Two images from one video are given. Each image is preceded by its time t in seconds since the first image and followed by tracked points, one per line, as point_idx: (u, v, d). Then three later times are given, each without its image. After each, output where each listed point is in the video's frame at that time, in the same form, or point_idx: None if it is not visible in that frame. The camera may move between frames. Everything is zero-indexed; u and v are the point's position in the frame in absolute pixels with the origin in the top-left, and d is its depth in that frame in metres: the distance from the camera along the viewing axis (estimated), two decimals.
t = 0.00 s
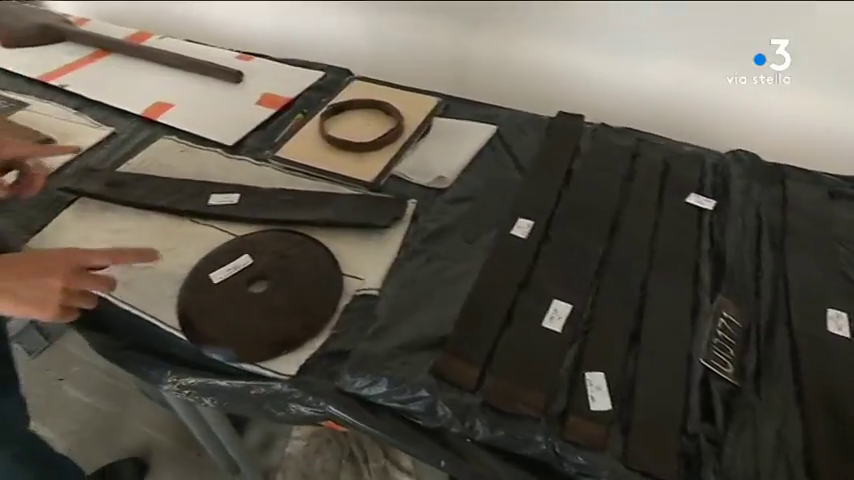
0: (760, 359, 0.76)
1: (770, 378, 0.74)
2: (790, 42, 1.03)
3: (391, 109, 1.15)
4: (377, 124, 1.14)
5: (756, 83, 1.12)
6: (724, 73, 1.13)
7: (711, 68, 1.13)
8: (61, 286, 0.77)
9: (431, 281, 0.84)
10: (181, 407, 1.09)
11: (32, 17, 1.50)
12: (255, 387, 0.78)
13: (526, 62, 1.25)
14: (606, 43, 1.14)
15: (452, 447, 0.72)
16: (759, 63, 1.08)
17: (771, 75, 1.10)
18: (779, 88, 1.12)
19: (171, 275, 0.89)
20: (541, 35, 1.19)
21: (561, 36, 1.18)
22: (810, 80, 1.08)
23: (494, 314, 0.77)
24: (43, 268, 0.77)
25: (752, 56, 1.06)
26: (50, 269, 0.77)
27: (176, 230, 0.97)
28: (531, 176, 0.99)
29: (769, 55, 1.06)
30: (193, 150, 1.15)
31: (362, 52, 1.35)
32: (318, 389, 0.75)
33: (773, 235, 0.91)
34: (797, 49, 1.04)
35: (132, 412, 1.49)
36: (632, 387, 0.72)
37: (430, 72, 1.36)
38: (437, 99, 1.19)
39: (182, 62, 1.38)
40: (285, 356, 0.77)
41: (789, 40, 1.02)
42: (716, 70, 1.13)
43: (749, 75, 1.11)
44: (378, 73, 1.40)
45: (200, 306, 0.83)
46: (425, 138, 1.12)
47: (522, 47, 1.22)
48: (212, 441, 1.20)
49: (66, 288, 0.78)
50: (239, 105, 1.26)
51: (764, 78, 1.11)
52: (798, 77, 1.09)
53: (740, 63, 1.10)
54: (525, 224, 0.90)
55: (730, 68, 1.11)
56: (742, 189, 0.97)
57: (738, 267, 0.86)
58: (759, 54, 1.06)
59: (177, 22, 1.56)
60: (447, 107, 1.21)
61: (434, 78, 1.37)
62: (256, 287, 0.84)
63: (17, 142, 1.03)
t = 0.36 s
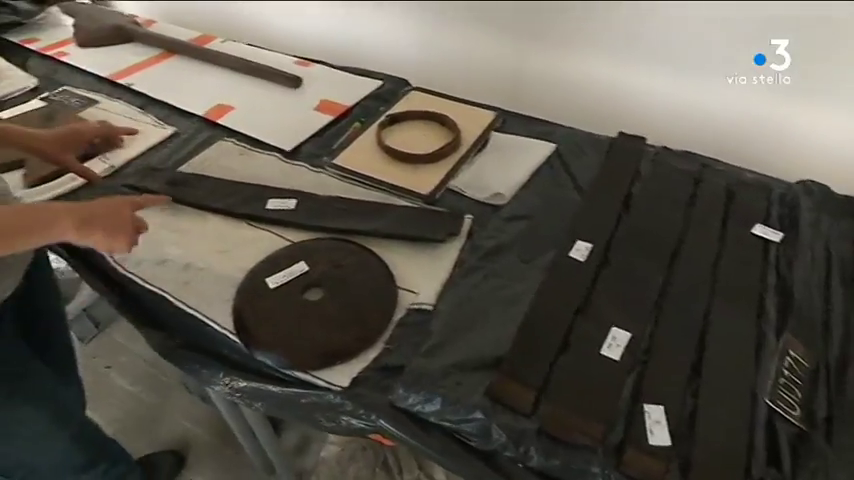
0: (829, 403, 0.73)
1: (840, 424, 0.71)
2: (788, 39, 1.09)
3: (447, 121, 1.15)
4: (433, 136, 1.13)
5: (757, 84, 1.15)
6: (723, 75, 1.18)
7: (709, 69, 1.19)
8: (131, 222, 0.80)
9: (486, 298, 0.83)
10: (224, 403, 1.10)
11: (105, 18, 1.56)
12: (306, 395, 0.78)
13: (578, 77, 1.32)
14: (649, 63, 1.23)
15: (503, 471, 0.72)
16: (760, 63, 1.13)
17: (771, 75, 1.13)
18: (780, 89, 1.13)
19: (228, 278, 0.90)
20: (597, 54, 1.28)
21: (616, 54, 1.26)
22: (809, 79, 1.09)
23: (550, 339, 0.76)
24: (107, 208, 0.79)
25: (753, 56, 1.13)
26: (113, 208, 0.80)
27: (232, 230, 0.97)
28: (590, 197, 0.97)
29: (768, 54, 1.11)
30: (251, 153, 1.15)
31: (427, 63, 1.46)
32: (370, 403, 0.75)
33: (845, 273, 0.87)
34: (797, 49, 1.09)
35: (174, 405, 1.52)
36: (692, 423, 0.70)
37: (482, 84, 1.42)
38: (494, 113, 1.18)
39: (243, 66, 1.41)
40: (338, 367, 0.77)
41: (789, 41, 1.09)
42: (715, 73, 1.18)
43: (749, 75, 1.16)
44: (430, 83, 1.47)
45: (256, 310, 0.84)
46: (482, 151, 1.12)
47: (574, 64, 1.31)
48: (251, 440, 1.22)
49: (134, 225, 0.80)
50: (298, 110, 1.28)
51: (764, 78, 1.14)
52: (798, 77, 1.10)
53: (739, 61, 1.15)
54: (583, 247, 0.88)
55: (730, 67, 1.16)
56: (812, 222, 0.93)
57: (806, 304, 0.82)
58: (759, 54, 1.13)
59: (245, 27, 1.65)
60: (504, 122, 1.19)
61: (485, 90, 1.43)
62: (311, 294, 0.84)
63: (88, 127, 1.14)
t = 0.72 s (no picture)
0: None
1: None
2: (787, 39, 1.15)
3: (496, 143, 1.16)
4: (482, 158, 1.14)
5: (757, 84, 1.20)
6: (724, 77, 1.23)
7: (709, 69, 1.24)
8: (197, 210, 0.89)
9: (532, 325, 0.84)
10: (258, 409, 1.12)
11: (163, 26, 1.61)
12: (348, 411, 0.79)
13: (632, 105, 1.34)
14: (688, 80, 1.26)
15: None
16: (759, 64, 1.20)
17: (771, 75, 1.18)
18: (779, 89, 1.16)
19: (274, 288, 0.91)
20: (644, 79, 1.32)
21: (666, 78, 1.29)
22: (807, 77, 1.12)
23: (597, 372, 0.76)
24: (176, 195, 0.87)
25: (753, 55, 1.20)
26: (183, 197, 0.88)
27: (280, 240, 0.99)
28: (639, 226, 0.96)
29: (769, 54, 1.18)
30: (300, 165, 1.17)
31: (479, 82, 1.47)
32: (413, 425, 0.76)
33: None
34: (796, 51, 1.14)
35: (206, 406, 1.54)
36: (742, 468, 0.68)
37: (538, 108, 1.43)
38: (543, 137, 1.18)
39: (295, 79, 1.43)
40: (382, 385, 0.78)
41: (787, 40, 1.15)
42: (716, 75, 1.24)
43: (749, 75, 1.21)
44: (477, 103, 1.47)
45: (302, 322, 0.84)
46: (530, 175, 1.11)
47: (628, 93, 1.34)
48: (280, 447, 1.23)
49: (200, 213, 0.89)
50: (347, 124, 1.29)
51: (764, 78, 1.19)
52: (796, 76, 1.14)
53: (741, 62, 1.22)
54: (631, 278, 0.87)
55: (731, 66, 1.22)
56: None
57: None
58: (760, 55, 1.19)
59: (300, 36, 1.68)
60: (553, 146, 1.19)
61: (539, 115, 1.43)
62: (357, 309, 0.85)
63: (193, 154, 1.07)
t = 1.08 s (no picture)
0: None
1: None
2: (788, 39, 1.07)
3: (544, 171, 1.15)
4: (530, 186, 1.14)
5: (756, 83, 1.15)
6: (724, 74, 1.17)
7: (708, 72, 1.18)
8: (259, 213, 0.93)
9: (576, 361, 0.83)
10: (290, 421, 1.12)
11: (221, 37, 1.66)
12: (387, 434, 0.79)
13: (674, 138, 1.30)
14: (707, 92, 1.20)
15: None
16: (759, 63, 1.12)
17: (771, 75, 1.12)
18: (781, 90, 1.12)
19: (320, 305, 0.92)
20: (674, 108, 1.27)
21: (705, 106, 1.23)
22: (810, 78, 1.08)
23: (641, 415, 0.75)
24: (242, 196, 0.91)
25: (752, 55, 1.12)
26: (247, 198, 0.92)
27: (327, 258, 0.99)
28: (689, 266, 0.94)
29: (768, 54, 1.10)
30: (349, 182, 1.18)
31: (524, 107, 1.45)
32: (453, 454, 0.76)
33: None
34: (797, 49, 1.08)
35: (237, 412, 1.56)
36: None
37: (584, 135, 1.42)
38: (592, 167, 1.17)
39: (346, 95, 1.45)
40: (423, 411, 0.78)
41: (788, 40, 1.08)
42: (716, 72, 1.18)
43: (749, 75, 1.15)
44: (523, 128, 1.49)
45: (344, 342, 0.85)
46: (578, 205, 1.10)
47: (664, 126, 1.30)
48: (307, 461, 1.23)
49: (263, 216, 0.93)
50: (397, 144, 1.31)
51: (764, 78, 1.13)
52: (798, 77, 1.09)
53: (740, 59, 1.14)
54: (679, 319, 0.85)
55: (730, 66, 1.16)
56: None
57: None
58: (758, 54, 1.11)
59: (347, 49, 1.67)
60: (602, 178, 1.18)
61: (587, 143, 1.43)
62: (400, 333, 0.85)
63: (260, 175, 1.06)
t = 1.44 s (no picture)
0: None
1: None
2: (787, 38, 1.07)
3: (587, 203, 1.13)
4: (572, 218, 1.12)
5: (756, 83, 1.16)
6: (723, 73, 1.18)
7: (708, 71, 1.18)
8: (303, 228, 0.95)
9: (614, 405, 0.81)
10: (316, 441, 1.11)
11: (271, 54, 1.69)
12: (416, 466, 0.78)
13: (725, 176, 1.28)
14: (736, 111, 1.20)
15: None
16: (759, 63, 1.13)
17: (771, 75, 1.13)
18: (780, 90, 1.14)
19: (355, 330, 0.92)
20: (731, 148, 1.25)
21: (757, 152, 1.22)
22: (809, 79, 1.10)
23: (680, 464, 0.75)
24: (287, 212, 0.93)
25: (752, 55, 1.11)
26: (292, 215, 0.94)
27: (364, 282, 0.99)
28: (736, 310, 0.92)
29: (769, 54, 1.10)
30: (389, 205, 1.18)
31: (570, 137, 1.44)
32: None
33: None
34: (797, 48, 1.08)
35: (263, 424, 1.56)
36: None
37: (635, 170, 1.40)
38: (636, 202, 1.15)
39: (390, 117, 1.47)
40: (455, 445, 0.77)
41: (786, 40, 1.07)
42: (714, 73, 1.19)
43: (749, 75, 1.15)
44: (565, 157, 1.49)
45: (378, 368, 0.84)
46: (620, 240, 1.08)
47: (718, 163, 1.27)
48: None
49: (307, 231, 0.96)
50: (438, 168, 1.31)
51: (764, 78, 1.14)
52: (798, 77, 1.11)
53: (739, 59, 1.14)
54: (723, 365, 0.84)
55: (730, 67, 1.16)
56: None
57: None
58: (758, 54, 1.11)
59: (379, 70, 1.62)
60: (645, 213, 1.16)
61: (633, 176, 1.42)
62: (434, 362, 0.84)
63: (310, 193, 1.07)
